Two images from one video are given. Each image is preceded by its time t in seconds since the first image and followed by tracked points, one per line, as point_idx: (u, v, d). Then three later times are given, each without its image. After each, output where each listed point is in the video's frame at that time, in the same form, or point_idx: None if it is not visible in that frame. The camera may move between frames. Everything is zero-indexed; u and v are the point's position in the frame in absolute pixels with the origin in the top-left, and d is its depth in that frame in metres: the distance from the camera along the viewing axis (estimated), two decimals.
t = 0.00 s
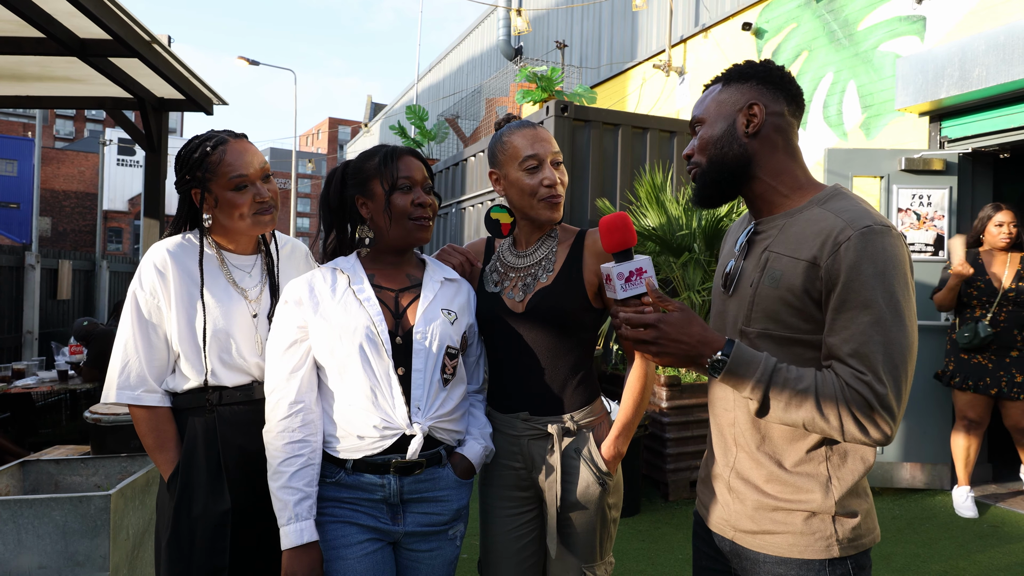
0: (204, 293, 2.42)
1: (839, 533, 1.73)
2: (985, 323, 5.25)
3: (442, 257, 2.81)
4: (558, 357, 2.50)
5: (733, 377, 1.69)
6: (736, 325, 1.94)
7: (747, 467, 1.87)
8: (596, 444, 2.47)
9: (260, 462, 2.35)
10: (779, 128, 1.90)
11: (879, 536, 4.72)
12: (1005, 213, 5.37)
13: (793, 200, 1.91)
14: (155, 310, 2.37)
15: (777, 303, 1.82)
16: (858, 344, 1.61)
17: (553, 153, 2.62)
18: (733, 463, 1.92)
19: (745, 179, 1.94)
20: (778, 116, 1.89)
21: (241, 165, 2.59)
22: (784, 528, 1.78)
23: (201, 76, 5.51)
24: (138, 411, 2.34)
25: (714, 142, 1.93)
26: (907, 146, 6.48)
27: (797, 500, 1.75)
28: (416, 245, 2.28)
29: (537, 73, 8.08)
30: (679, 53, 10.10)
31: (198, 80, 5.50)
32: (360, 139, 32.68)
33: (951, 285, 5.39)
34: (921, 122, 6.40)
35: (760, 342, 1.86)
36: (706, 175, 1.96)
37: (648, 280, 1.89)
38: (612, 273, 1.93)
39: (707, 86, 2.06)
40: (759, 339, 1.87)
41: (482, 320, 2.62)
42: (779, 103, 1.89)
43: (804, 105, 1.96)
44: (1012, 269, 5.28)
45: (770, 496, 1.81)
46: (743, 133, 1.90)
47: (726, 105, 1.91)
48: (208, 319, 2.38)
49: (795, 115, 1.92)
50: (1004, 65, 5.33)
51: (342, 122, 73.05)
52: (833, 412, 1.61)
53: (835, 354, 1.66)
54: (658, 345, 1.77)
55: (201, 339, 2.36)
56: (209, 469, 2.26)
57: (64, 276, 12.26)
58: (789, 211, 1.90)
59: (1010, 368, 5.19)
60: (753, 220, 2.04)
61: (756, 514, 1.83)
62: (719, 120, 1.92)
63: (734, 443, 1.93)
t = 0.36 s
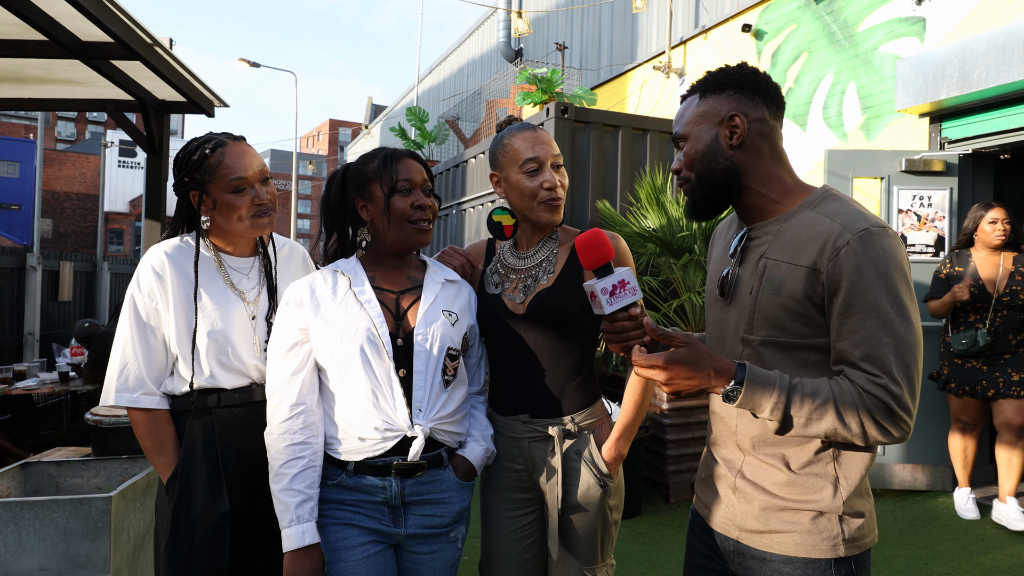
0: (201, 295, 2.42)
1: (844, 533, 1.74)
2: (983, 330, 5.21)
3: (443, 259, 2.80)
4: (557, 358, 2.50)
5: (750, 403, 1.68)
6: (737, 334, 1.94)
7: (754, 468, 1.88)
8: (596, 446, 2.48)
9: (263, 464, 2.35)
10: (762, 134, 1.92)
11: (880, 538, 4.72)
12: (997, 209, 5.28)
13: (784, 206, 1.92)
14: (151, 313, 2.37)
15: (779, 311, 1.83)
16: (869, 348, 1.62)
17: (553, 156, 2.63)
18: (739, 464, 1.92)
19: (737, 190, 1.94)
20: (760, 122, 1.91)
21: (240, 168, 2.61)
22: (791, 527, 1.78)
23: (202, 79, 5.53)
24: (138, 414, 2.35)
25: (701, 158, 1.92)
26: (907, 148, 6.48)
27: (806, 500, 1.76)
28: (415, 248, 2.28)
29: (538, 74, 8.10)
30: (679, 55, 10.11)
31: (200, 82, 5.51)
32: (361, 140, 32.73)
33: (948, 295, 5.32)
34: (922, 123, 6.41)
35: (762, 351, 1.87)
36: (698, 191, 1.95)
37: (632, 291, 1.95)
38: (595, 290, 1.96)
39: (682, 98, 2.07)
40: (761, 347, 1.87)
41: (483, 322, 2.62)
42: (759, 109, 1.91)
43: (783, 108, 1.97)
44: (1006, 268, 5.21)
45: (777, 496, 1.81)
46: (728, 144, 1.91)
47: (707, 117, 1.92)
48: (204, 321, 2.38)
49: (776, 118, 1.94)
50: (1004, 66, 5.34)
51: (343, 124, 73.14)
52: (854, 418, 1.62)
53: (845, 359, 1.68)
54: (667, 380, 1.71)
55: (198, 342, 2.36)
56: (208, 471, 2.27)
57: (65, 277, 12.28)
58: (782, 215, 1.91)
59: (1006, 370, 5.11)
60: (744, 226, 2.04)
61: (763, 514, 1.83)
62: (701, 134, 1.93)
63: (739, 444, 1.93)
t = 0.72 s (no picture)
0: (199, 296, 2.42)
1: (846, 533, 1.74)
2: (1000, 333, 4.97)
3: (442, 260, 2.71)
4: (558, 358, 2.50)
5: (763, 400, 1.63)
6: (739, 334, 1.94)
7: (754, 468, 1.87)
8: (594, 447, 2.48)
9: (263, 465, 2.35)
10: (763, 137, 1.93)
11: (880, 539, 4.72)
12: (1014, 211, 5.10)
13: (785, 207, 1.93)
14: (150, 314, 2.37)
15: (782, 311, 1.83)
16: (873, 345, 1.63)
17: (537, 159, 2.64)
18: (739, 464, 1.92)
19: (739, 193, 1.94)
20: (761, 125, 1.92)
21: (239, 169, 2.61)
22: (792, 528, 1.78)
23: (202, 80, 5.53)
24: (136, 416, 2.35)
25: (704, 163, 1.92)
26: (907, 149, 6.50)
27: (807, 499, 1.76)
28: (417, 250, 2.28)
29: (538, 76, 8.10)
30: (679, 57, 10.13)
31: (199, 84, 5.51)
32: (362, 142, 32.76)
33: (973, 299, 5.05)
34: (921, 124, 6.41)
35: (765, 351, 1.86)
36: (701, 196, 1.94)
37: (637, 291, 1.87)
38: (600, 289, 1.87)
39: (681, 100, 2.06)
40: (764, 348, 1.86)
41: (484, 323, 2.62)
42: (760, 112, 1.91)
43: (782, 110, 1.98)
44: None
45: (778, 496, 1.81)
46: (730, 149, 1.91)
47: (709, 122, 1.91)
48: (203, 323, 2.38)
49: (776, 120, 1.95)
50: (1003, 68, 5.34)
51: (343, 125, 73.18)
52: (861, 415, 1.60)
53: (848, 357, 1.68)
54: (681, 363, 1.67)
55: (197, 343, 2.36)
56: (207, 473, 2.27)
57: (64, 280, 12.27)
58: (783, 216, 1.92)
59: None
60: (745, 228, 2.04)
61: (764, 515, 1.83)
62: (704, 138, 1.92)
63: (739, 445, 1.93)
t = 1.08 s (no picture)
0: (194, 293, 2.41)
1: (846, 531, 1.74)
2: None
3: (447, 259, 2.66)
4: (554, 357, 2.51)
5: (785, 403, 1.60)
6: (738, 332, 1.93)
7: (755, 465, 1.87)
8: (596, 444, 2.49)
9: (258, 464, 2.34)
10: (758, 140, 1.93)
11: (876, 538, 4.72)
12: None
13: (776, 206, 1.93)
14: (144, 312, 2.36)
15: (778, 306, 1.82)
16: (879, 329, 1.62)
17: (545, 175, 2.63)
18: (741, 461, 1.92)
19: (731, 193, 1.95)
20: (757, 127, 1.92)
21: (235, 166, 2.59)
22: (793, 525, 1.77)
23: (198, 79, 5.51)
24: (130, 414, 2.33)
25: (699, 161, 1.92)
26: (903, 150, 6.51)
27: (807, 496, 1.76)
28: (416, 250, 2.27)
29: (535, 76, 8.10)
30: (677, 57, 10.14)
31: (196, 82, 5.49)
32: (359, 142, 32.71)
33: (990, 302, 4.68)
34: (917, 126, 6.42)
35: (764, 347, 1.86)
36: (692, 194, 1.95)
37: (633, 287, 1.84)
38: (596, 284, 1.86)
39: (677, 98, 2.05)
40: (764, 343, 1.86)
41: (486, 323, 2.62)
42: (756, 114, 1.92)
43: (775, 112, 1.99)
44: None
45: (779, 493, 1.80)
46: (727, 149, 1.91)
47: (708, 120, 1.91)
48: (198, 321, 2.37)
49: (770, 123, 1.96)
50: (998, 69, 5.36)
51: (340, 126, 73.17)
52: (881, 401, 1.59)
53: (854, 343, 1.67)
54: (698, 394, 1.61)
55: (192, 342, 2.35)
56: (203, 472, 2.26)
57: (60, 280, 12.23)
58: (773, 212, 1.92)
59: None
60: (736, 227, 2.04)
61: (766, 512, 1.82)
62: (703, 136, 1.91)
63: (740, 442, 1.93)
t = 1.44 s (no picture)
0: (190, 291, 2.40)
1: (848, 528, 1.74)
2: None
3: (445, 258, 2.67)
4: (551, 355, 2.51)
5: (779, 417, 1.63)
6: (739, 334, 1.93)
7: (758, 464, 1.88)
8: (599, 441, 2.50)
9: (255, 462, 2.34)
10: (753, 140, 1.93)
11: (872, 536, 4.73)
12: None
13: (775, 207, 1.93)
14: (140, 311, 2.36)
15: (780, 307, 1.82)
16: (880, 334, 1.64)
17: (548, 168, 2.64)
18: (744, 460, 1.92)
19: (728, 193, 1.94)
20: (751, 127, 1.92)
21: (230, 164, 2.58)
22: (797, 522, 1.78)
23: (195, 78, 5.50)
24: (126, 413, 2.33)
25: (694, 162, 1.92)
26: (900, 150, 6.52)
27: (810, 493, 1.76)
28: (415, 249, 2.27)
29: (533, 76, 8.09)
30: (675, 57, 10.15)
31: (193, 81, 5.48)
32: (356, 141, 32.63)
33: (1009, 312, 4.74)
34: (914, 125, 6.43)
35: (768, 348, 1.85)
36: (691, 195, 1.95)
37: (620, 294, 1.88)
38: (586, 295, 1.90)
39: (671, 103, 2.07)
40: (767, 344, 1.86)
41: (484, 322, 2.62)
42: (750, 114, 1.92)
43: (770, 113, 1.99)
44: None
45: (782, 491, 1.81)
46: (721, 150, 1.91)
47: (701, 121, 1.91)
48: (194, 319, 2.37)
49: (764, 123, 1.96)
50: (994, 69, 5.37)
51: (337, 125, 73.10)
52: (877, 407, 1.62)
53: (854, 348, 1.69)
54: (694, 414, 1.63)
55: (188, 340, 2.34)
56: (198, 470, 2.25)
57: (56, 279, 12.20)
58: (774, 213, 1.92)
59: None
60: (736, 228, 2.04)
61: (770, 510, 1.82)
62: (697, 137, 1.92)
63: (743, 442, 1.93)
